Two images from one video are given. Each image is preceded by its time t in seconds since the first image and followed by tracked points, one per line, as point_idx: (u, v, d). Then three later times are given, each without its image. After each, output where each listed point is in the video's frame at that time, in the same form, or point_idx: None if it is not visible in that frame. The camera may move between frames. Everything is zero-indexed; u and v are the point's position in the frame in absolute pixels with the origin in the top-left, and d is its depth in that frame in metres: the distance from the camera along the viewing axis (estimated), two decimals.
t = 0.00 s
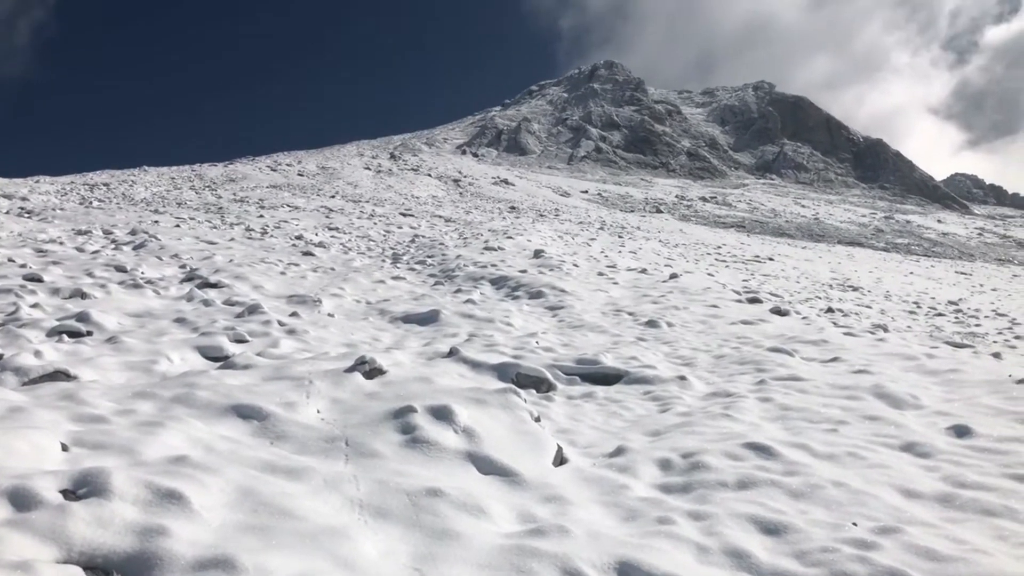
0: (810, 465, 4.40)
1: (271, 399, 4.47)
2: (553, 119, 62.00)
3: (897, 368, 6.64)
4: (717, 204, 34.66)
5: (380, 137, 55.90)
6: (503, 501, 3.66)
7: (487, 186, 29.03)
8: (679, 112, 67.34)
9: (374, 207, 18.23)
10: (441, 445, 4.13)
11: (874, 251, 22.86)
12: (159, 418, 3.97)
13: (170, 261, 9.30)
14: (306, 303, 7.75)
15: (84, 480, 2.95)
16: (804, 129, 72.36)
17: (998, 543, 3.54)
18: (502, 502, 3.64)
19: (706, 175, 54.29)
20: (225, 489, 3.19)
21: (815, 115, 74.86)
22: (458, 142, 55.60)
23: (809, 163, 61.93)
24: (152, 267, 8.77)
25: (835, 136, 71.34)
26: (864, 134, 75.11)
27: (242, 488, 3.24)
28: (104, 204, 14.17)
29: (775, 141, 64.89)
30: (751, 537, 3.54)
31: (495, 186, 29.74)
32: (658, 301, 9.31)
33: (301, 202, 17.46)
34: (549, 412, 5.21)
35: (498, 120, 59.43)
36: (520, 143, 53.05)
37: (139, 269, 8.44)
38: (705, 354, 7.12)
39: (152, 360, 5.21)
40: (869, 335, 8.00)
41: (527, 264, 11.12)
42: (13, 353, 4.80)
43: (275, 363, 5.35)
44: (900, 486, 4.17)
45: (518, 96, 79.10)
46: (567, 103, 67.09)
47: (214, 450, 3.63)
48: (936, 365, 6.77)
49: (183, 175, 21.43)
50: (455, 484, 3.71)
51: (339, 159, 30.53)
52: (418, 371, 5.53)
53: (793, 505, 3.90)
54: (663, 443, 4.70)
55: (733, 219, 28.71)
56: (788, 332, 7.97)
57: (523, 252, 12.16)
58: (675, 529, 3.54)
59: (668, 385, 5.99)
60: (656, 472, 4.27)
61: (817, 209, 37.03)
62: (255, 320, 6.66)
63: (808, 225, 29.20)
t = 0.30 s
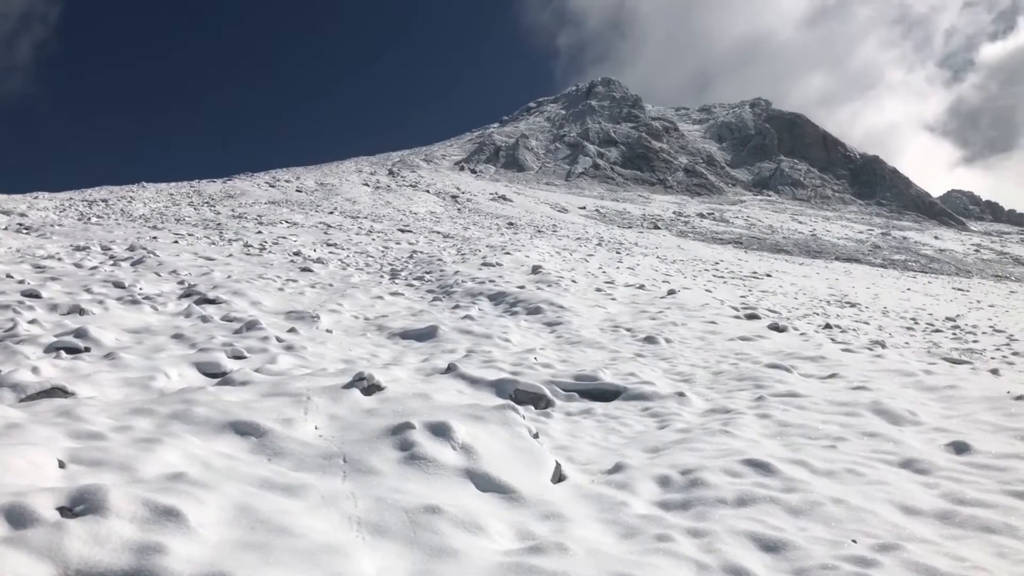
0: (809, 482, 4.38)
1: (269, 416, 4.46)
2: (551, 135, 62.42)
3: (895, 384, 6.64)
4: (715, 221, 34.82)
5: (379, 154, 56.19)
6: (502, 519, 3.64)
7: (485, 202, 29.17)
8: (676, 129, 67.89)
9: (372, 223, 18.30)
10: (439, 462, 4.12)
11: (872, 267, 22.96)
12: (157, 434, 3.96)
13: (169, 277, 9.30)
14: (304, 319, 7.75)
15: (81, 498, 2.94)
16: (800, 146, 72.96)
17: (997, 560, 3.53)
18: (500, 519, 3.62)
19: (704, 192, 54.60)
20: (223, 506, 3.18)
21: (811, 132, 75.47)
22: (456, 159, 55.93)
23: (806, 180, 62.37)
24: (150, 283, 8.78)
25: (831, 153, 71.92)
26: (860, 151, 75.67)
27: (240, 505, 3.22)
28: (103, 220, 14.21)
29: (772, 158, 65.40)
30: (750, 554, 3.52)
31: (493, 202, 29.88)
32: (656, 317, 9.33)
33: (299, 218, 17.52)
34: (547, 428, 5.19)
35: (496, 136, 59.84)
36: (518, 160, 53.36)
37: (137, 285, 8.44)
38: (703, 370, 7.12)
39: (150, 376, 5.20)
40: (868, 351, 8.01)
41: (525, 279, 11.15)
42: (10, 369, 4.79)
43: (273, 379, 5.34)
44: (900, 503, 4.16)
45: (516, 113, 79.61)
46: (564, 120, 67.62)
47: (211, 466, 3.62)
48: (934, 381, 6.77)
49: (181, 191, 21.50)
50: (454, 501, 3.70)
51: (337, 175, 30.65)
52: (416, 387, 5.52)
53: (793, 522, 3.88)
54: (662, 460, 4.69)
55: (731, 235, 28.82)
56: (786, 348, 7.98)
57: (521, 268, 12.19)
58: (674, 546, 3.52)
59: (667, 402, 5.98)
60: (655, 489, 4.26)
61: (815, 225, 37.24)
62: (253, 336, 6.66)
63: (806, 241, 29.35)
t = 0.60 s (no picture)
0: (807, 496, 4.37)
1: (266, 431, 4.44)
2: (549, 150, 62.77)
3: (893, 398, 6.65)
4: (713, 235, 34.96)
5: (378, 169, 56.42)
6: (500, 534, 3.62)
7: (484, 216, 29.26)
8: (673, 144, 68.36)
9: (370, 237, 18.35)
10: (437, 477, 4.11)
11: (870, 281, 23.04)
12: (153, 450, 3.94)
13: (167, 292, 9.31)
14: (302, 334, 7.75)
15: (76, 514, 2.92)
16: (797, 161, 73.48)
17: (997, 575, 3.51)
18: (498, 535, 3.60)
19: (701, 207, 54.87)
20: (219, 522, 3.16)
21: (808, 147, 76.01)
22: (454, 173, 56.18)
23: (803, 195, 62.73)
24: (148, 298, 8.78)
25: (827, 168, 72.47)
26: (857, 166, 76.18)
27: (236, 520, 3.21)
28: (101, 235, 14.22)
29: (769, 173, 65.80)
30: (749, 569, 3.50)
31: (492, 216, 29.99)
32: (655, 332, 9.35)
33: (297, 232, 17.56)
34: (546, 443, 5.18)
35: (494, 151, 60.17)
36: (516, 174, 53.61)
37: (135, 300, 8.45)
38: (702, 384, 7.11)
39: (147, 391, 5.18)
40: (866, 365, 8.02)
41: (523, 293, 11.17)
42: (7, 385, 4.78)
43: (271, 395, 5.33)
44: (899, 518, 4.15)
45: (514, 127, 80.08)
46: (562, 135, 68.06)
47: (207, 482, 3.60)
48: (933, 395, 6.78)
49: (180, 206, 21.57)
50: (451, 516, 3.68)
51: (335, 190, 30.75)
52: (414, 402, 5.51)
53: (792, 537, 3.87)
54: (660, 475, 4.68)
55: (729, 249, 28.90)
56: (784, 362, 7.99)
57: (519, 283, 12.22)
58: (673, 562, 3.50)
59: (665, 416, 5.98)
60: (654, 504, 4.24)
61: (813, 239, 37.40)
62: (250, 351, 6.65)
63: (804, 255, 29.47)
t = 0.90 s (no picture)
0: (806, 509, 4.37)
1: (264, 444, 4.44)
2: (547, 163, 63.06)
3: (891, 410, 6.65)
4: (711, 247, 35.07)
5: (376, 182, 56.61)
6: (498, 548, 3.61)
7: (482, 229, 29.33)
8: (671, 157, 68.70)
9: (368, 250, 18.39)
10: (435, 490, 4.10)
11: (867, 293, 23.10)
12: (150, 464, 3.93)
13: (164, 305, 9.30)
14: (300, 347, 7.75)
15: (72, 528, 2.91)
16: (793, 173, 73.90)
17: None
18: (496, 548, 3.59)
19: (699, 219, 55.08)
20: (216, 536, 3.15)
21: (804, 159, 76.45)
22: (452, 186, 56.38)
23: (800, 206, 63.04)
24: (145, 311, 8.78)
25: (824, 180, 72.90)
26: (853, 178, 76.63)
27: (233, 535, 3.19)
28: (99, 249, 14.23)
29: (766, 185, 66.17)
30: None
31: (490, 229, 30.06)
32: (652, 344, 9.36)
33: (295, 245, 17.59)
34: (544, 456, 5.18)
35: (492, 164, 60.43)
36: (514, 187, 53.80)
37: (133, 313, 8.45)
38: (700, 396, 7.12)
39: (144, 405, 5.17)
40: (864, 377, 8.04)
41: (521, 306, 11.19)
42: (3, 399, 4.77)
43: (268, 408, 5.32)
44: (898, 530, 4.14)
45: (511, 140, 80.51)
46: (559, 147, 68.44)
47: (204, 496, 3.59)
48: (931, 406, 6.78)
49: (178, 219, 21.60)
50: (449, 530, 3.67)
51: (334, 203, 30.79)
52: (412, 415, 5.50)
53: (790, 549, 3.86)
54: (659, 487, 4.67)
55: (726, 261, 28.97)
56: (782, 374, 8.00)
57: (517, 295, 12.25)
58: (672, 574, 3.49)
59: (663, 428, 5.97)
60: (652, 517, 4.23)
61: (810, 251, 37.53)
62: (248, 364, 6.64)
63: (801, 267, 29.57)
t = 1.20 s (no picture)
0: (806, 521, 4.36)
1: (263, 457, 4.43)
2: (546, 175, 63.30)
3: (892, 421, 6.65)
4: (709, 258, 35.16)
5: (375, 194, 56.81)
6: (497, 561, 3.60)
7: (481, 241, 29.42)
8: (669, 168, 69.00)
9: (367, 262, 18.43)
10: (434, 503, 4.09)
11: (866, 304, 23.15)
12: (149, 477, 3.93)
13: (163, 318, 9.31)
14: (299, 360, 7.75)
15: (70, 542, 2.91)
16: (791, 184, 74.24)
17: None
18: (496, 561, 3.58)
19: (697, 230, 55.23)
20: (215, 550, 3.14)
21: (802, 170, 76.81)
22: (451, 198, 56.57)
23: (798, 218, 63.26)
24: (144, 324, 8.78)
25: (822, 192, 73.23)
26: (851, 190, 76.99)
27: (231, 549, 3.19)
28: (98, 262, 14.25)
29: (764, 197, 66.45)
30: None
31: (489, 241, 30.14)
32: (652, 355, 9.37)
33: (294, 258, 17.63)
34: (543, 468, 5.17)
35: (490, 176, 60.68)
36: (513, 199, 53.98)
37: (131, 326, 8.45)
38: (699, 408, 7.12)
39: (143, 418, 5.17)
40: (863, 388, 8.04)
41: (520, 317, 11.21)
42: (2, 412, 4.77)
43: (267, 421, 5.31)
44: (899, 542, 4.14)
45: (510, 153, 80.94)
46: (558, 160, 68.77)
47: (203, 509, 3.58)
48: (931, 418, 6.78)
49: (177, 231, 21.65)
50: (449, 543, 3.67)
51: (333, 216, 30.87)
52: (411, 428, 5.49)
53: (791, 561, 3.85)
54: (659, 499, 4.66)
55: (725, 273, 29.06)
56: (782, 386, 8.00)
57: (516, 306, 12.27)
58: None
59: (663, 440, 5.97)
60: (652, 529, 4.22)
61: (809, 262, 37.63)
62: (247, 376, 6.64)
63: (800, 278, 29.64)
